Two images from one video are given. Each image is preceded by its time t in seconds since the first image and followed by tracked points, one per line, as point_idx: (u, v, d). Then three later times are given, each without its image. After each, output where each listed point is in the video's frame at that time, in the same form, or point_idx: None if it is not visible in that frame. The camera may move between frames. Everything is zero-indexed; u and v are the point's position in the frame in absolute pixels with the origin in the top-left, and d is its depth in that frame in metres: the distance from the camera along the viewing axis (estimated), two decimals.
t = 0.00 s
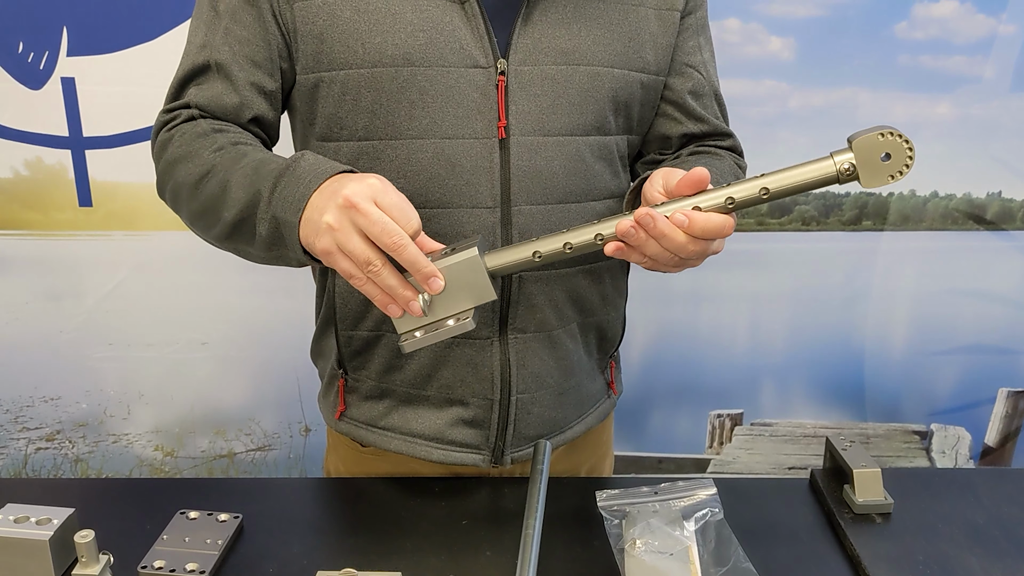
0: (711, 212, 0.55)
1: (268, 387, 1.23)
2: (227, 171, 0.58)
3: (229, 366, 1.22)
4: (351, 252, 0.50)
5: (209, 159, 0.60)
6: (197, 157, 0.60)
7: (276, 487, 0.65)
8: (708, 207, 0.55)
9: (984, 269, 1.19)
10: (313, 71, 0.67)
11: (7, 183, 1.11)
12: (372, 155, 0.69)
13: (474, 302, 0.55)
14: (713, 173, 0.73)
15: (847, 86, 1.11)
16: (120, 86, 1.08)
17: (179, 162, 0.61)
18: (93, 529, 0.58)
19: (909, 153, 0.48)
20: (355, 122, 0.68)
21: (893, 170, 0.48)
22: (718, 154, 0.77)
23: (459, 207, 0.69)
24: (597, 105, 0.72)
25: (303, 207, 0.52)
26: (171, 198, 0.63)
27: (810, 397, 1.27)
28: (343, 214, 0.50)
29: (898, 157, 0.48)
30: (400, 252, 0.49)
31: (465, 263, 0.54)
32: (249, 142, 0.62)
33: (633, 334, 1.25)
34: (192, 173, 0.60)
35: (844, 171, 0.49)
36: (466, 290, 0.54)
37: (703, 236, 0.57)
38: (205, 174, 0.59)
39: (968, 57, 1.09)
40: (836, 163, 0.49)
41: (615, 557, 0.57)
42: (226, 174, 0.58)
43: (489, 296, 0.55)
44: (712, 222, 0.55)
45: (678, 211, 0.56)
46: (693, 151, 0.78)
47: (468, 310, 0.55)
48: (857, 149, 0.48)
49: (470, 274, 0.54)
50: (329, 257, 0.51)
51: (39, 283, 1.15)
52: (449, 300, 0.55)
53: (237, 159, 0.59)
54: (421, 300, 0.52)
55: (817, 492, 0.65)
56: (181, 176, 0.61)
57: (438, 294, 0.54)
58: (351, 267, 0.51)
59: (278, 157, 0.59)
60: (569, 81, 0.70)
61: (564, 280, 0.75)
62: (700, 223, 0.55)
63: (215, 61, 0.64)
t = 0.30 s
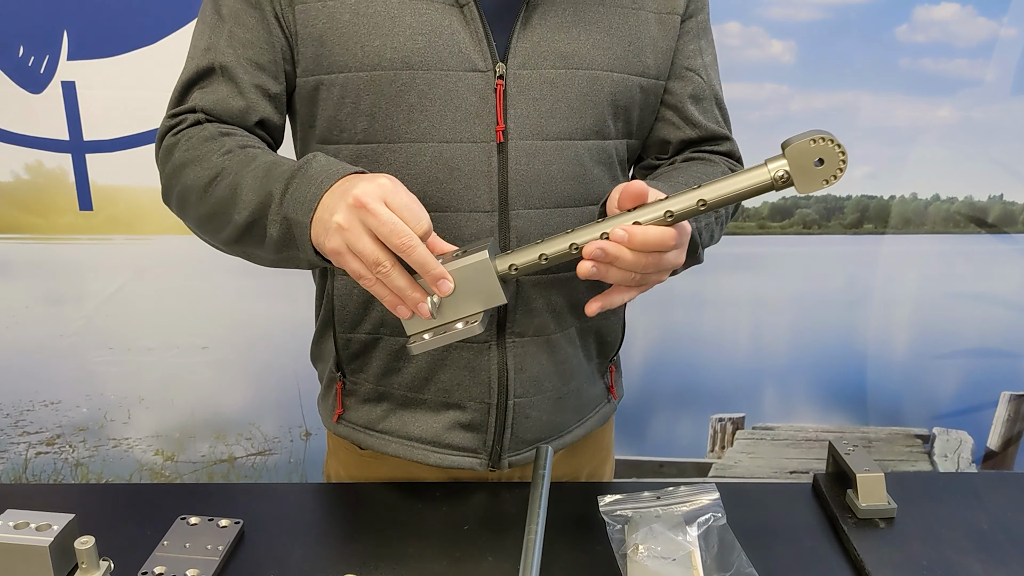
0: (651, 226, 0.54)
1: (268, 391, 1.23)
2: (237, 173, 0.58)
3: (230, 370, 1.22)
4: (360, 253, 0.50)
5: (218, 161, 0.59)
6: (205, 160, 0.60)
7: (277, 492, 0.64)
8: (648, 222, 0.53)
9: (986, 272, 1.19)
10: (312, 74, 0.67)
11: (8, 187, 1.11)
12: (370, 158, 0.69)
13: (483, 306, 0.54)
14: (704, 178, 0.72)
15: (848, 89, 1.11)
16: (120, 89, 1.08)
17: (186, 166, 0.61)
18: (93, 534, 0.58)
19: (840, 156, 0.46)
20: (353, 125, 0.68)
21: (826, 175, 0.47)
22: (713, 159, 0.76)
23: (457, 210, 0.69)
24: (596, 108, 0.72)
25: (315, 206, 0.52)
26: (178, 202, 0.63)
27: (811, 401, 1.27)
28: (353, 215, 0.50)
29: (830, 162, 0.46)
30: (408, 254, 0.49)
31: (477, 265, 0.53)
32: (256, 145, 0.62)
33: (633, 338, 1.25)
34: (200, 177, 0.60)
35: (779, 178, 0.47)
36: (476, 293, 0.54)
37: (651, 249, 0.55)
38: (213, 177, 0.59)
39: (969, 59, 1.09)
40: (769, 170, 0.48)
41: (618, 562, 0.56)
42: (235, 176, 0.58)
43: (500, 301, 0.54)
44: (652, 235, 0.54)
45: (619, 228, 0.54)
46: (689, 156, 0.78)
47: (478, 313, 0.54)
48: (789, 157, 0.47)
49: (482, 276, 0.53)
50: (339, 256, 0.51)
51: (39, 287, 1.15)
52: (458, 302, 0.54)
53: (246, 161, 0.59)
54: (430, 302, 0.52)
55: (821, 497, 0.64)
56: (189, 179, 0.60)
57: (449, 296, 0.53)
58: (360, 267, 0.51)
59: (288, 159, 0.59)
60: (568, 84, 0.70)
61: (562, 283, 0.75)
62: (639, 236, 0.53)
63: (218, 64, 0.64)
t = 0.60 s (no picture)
0: (581, 260, 0.53)
1: (267, 394, 1.23)
2: (242, 179, 0.58)
3: (229, 373, 1.22)
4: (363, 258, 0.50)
5: (221, 167, 0.59)
6: (209, 166, 0.60)
7: (277, 497, 0.64)
8: (578, 256, 0.53)
9: (987, 275, 1.19)
10: (307, 78, 0.67)
11: (8, 191, 1.11)
12: (365, 162, 0.69)
13: (485, 314, 0.53)
14: (690, 190, 0.71)
15: (848, 92, 1.11)
16: (119, 93, 1.08)
17: (189, 172, 0.61)
18: (93, 539, 0.58)
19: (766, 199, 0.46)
20: (348, 129, 0.68)
21: (752, 216, 0.46)
22: (703, 168, 0.76)
23: (450, 215, 0.69)
24: (591, 113, 0.72)
25: (321, 211, 0.52)
26: (180, 208, 0.63)
27: (812, 404, 1.26)
28: (357, 221, 0.50)
29: (756, 203, 0.46)
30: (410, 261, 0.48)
31: (478, 274, 0.52)
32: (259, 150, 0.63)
33: (633, 341, 1.25)
34: (204, 183, 0.60)
35: (706, 218, 0.47)
36: (478, 301, 0.53)
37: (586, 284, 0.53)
38: (218, 182, 0.59)
39: (970, 62, 1.09)
40: (696, 211, 0.47)
41: (619, 566, 0.56)
42: (241, 182, 0.58)
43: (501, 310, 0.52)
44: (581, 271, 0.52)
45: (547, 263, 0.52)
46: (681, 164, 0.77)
47: (479, 321, 0.53)
48: (715, 197, 0.46)
49: (484, 285, 0.52)
50: (343, 262, 0.51)
51: (39, 290, 1.15)
52: (461, 309, 0.53)
53: (251, 167, 0.59)
54: (432, 308, 0.52)
55: (822, 501, 0.64)
56: (193, 186, 0.60)
57: (451, 303, 0.52)
58: (363, 273, 0.50)
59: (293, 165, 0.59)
60: (562, 89, 0.70)
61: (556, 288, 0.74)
62: (568, 271, 0.52)
63: (219, 68, 0.64)
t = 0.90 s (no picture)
0: (546, 282, 0.52)
1: (266, 397, 1.23)
2: (248, 182, 0.58)
3: (228, 376, 1.22)
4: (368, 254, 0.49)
5: (226, 170, 0.60)
6: (213, 169, 0.60)
7: (276, 501, 0.64)
8: (543, 279, 0.52)
9: (986, 279, 1.19)
10: (301, 80, 0.68)
11: (8, 194, 1.11)
12: (358, 165, 0.69)
13: (485, 318, 0.52)
14: (679, 201, 0.71)
15: (848, 95, 1.11)
16: (118, 96, 1.09)
17: (193, 176, 0.61)
18: (92, 543, 0.58)
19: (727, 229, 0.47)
20: (342, 132, 0.68)
21: (715, 245, 0.48)
22: (694, 175, 0.75)
23: (442, 219, 0.69)
24: (586, 116, 0.72)
25: (329, 208, 0.52)
26: (183, 213, 0.63)
27: (812, 407, 1.26)
28: (365, 217, 0.49)
29: (719, 232, 0.47)
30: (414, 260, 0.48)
31: (483, 277, 0.52)
32: (263, 153, 0.63)
33: (632, 344, 1.25)
34: (209, 187, 0.60)
35: (669, 244, 0.48)
36: (479, 305, 0.52)
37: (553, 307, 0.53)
38: (223, 185, 0.59)
39: (969, 66, 1.09)
40: (661, 236, 0.49)
41: (618, 569, 0.56)
42: (247, 185, 0.59)
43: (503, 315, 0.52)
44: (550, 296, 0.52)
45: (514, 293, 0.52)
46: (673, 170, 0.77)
47: (478, 325, 0.52)
48: (680, 224, 0.48)
49: (486, 289, 0.52)
50: (347, 257, 0.51)
51: (39, 293, 1.15)
52: (462, 313, 0.52)
53: (257, 169, 0.59)
54: (432, 310, 0.51)
55: (822, 505, 0.64)
56: (197, 190, 0.60)
57: (453, 307, 0.52)
58: (367, 269, 0.50)
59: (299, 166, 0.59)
60: (555, 92, 0.70)
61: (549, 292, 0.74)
62: (537, 297, 0.52)
63: (218, 70, 0.64)
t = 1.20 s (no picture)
0: (537, 301, 0.52)
1: (266, 400, 1.23)
2: (258, 185, 0.59)
3: (228, 378, 1.22)
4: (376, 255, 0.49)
5: (234, 173, 0.60)
6: (221, 173, 0.60)
7: (276, 504, 0.64)
8: (534, 296, 0.52)
9: (985, 281, 1.19)
10: (301, 83, 0.68)
11: (8, 197, 1.12)
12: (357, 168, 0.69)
13: (488, 328, 0.52)
14: (678, 207, 0.71)
15: (848, 97, 1.11)
16: (119, 99, 1.09)
17: (200, 179, 0.61)
18: (93, 545, 0.58)
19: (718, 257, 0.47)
20: (341, 134, 0.68)
21: (705, 272, 0.47)
22: (693, 180, 0.75)
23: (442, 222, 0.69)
24: (585, 120, 0.72)
25: (340, 211, 0.53)
26: (188, 216, 0.63)
27: (811, 409, 1.26)
28: (375, 218, 0.50)
29: (710, 259, 0.47)
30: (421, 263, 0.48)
31: (486, 287, 0.51)
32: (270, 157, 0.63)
33: (632, 347, 1.25)
34: (216, 190, 0.60)
35: (659, 269, 0.48)
36: (482, 314, 0.52)
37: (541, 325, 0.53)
38: (231, 188, 0.60)
39: (969, 69, 1.10)
40: (652, 261, 0.48)
41: (619, 572, 0.56)
42: (256, 188, 0.59)
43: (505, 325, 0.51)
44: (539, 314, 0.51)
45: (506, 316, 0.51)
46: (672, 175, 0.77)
47: (480, 336, 0.52)
48: (671, 249, 0.48)
49: (491, 299, 0.51)
50: (354, 257, 0.51)
51: (40, 296, 1.15)
52: (466, 322, 0.52)
53: (266, 172, 0.60)
54: (435, 315, 0.51)
55: (822, 507, 0.64)
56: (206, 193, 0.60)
57: (456, 313, 0.52)
58: (372, 271, 0.50)
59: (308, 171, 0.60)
60: (554, 96, 0.71)
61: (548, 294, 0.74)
62: (527, 319, 0.51)
63: (222, 73, 0.64)
